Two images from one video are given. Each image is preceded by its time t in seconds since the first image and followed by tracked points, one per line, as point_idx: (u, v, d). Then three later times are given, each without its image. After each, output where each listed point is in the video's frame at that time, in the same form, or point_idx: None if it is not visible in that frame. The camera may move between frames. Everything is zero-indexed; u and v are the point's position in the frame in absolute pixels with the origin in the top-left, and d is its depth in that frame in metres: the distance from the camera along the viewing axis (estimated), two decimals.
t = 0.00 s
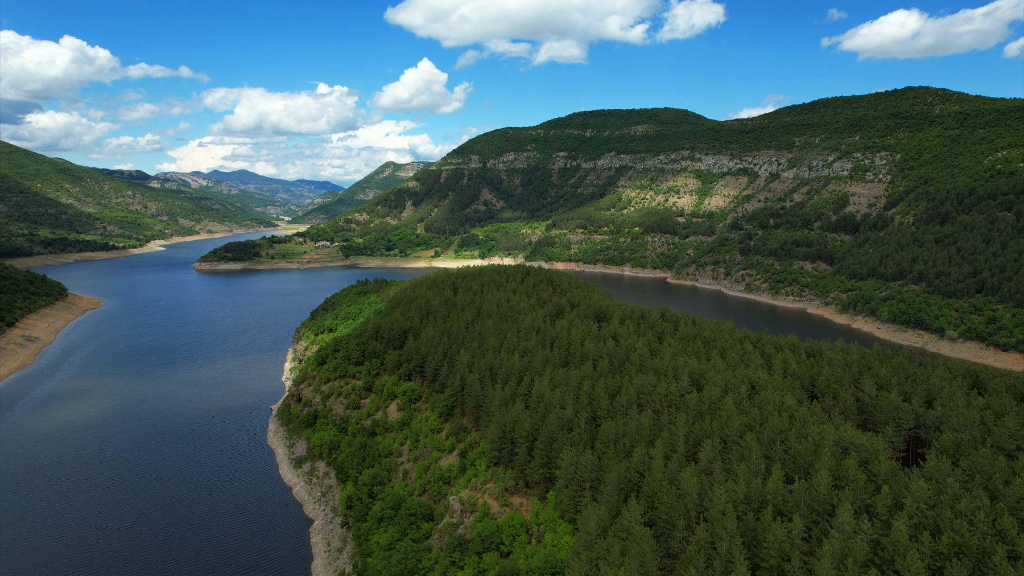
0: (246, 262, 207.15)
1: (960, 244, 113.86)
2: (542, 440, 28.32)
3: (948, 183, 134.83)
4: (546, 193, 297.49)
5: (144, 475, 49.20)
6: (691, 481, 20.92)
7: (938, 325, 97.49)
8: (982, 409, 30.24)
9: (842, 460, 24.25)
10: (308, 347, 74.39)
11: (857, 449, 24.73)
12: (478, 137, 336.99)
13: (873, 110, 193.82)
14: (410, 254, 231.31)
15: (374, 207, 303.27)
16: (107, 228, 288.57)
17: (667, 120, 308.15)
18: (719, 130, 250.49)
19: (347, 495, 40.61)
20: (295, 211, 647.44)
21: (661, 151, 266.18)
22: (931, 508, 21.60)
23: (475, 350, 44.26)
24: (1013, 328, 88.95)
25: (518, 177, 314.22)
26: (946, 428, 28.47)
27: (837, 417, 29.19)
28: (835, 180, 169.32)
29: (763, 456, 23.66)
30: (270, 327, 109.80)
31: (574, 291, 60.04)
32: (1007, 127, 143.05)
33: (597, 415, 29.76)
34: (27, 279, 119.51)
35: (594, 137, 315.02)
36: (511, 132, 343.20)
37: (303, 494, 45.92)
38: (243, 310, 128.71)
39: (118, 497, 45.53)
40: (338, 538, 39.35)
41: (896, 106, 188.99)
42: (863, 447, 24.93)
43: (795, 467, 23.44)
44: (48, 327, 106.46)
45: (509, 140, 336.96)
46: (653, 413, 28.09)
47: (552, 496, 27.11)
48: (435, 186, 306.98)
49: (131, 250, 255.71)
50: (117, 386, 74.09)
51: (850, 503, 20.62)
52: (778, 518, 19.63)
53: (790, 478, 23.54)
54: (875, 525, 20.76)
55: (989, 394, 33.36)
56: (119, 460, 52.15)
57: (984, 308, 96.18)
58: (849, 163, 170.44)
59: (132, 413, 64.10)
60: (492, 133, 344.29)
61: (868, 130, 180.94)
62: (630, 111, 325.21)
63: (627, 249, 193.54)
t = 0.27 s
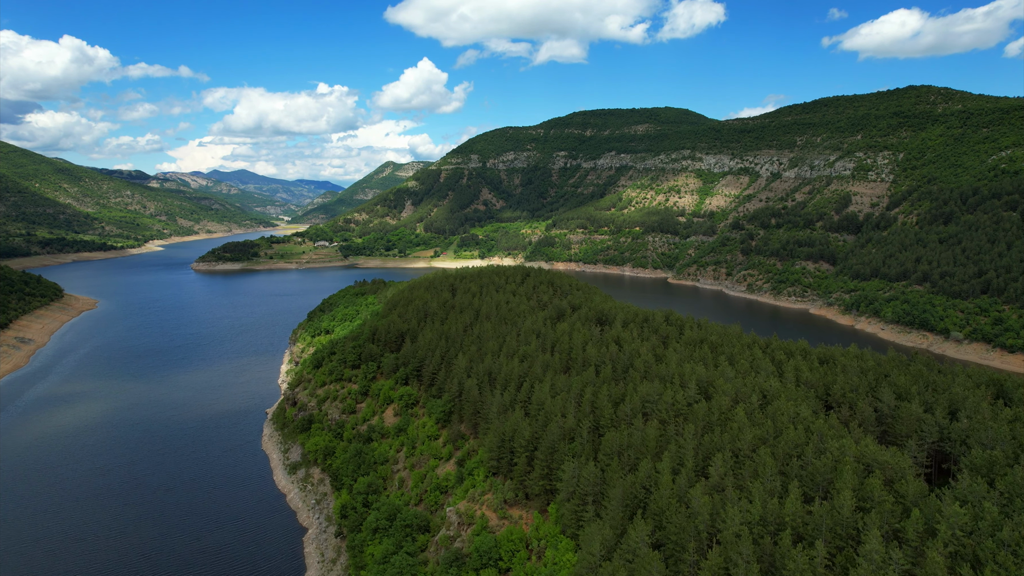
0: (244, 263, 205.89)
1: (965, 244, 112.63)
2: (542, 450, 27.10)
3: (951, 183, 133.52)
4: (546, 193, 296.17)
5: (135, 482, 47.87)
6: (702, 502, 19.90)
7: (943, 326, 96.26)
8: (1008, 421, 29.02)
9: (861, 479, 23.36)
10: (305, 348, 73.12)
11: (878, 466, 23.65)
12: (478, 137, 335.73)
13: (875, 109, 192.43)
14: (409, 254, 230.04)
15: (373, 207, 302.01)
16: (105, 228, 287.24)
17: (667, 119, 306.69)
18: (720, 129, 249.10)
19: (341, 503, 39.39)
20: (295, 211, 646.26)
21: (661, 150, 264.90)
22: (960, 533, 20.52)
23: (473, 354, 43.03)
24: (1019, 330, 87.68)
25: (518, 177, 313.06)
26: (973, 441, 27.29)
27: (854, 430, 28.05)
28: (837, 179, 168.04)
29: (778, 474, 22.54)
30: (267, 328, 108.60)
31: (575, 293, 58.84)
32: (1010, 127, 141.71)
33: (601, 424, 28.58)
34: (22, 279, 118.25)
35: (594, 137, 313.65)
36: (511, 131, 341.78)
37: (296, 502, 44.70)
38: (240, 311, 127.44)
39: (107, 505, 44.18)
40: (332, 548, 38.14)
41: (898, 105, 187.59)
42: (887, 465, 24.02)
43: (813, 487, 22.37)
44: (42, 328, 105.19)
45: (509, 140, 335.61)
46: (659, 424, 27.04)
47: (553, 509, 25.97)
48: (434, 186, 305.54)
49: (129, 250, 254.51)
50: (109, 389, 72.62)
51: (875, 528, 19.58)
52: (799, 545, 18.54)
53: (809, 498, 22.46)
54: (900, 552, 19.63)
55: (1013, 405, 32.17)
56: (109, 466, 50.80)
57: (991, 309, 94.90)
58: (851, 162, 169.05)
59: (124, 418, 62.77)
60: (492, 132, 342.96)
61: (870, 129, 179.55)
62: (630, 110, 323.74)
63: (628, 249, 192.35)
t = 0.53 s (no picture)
0: (243, 263, 204.72)
1: (970, 244, 111.39)
2: (543, 461, 25.96)
3: (955, 182, 132.23)
4: (546, 193, 295.04)
5: (125, 489, 46.72)
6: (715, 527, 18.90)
7: (949, 327, 94.97)
8: None
9: (887, 500, 22.18)
10: (301, 351, 71.92)
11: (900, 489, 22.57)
12: (477, 136, 334.52)
13: (877, 109, 191.20)
14: (409, 254, 228.91)
15: (373, 207, 300.82)
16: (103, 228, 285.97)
17: (668, 119, 305.52)
18: (720, 129, 247.81)
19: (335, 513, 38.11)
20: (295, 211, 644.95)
21: (661, 150, 263.82)
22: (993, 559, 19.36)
23: (471, 358, 41.89)
24: None
25: (518, 177, 312.14)
26: (1002, 456, 26.14)
27: (873, 443, 26.95)
28: (839, 179, 166.86)
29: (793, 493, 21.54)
30: (264, 330, 107.39)
31: (577, 295, 57.74)
32: (1014, 125, 140.47)
33: (604, 435, 27.40)
34: (17, 280, 117.08)
35: (594, 136, 312.47)
36: (511, 131, 340.57)
37: (291, 509, 43.50)
38: (238, 312, 126.23)
39: (96, 513, 43.07)
40: (326, 560, 36.98)
41: (900, 104, 186.40)
42: (913, 484, 22.85)
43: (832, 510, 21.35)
44: (36, 330, 103.97)
45: (509, 139, 334.42)
46: (666, 436, 25.94)
47: (554, 524, 24.87)
48: (434, 186, 304.26)
49: (127, 250, 253.35)
50: (103, 393, 71.49)
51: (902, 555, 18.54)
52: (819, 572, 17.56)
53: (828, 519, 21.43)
54: None
55: None
56: (99, 473, 49.65)
57: (996, 310, 93.66)
58: (853, 161, 167.78)
59: (116, 423, 61.62)
60: (492, 132, 341.70)
61: (872, 128, 178.27)
62: (630, 110, 322.53)
63: (628, 249, 191.24)
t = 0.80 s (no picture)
0: (241, 263, 203.39)
1: (975, 245, 110.07)
2: (543, 473, 24.79)
3: (959, 182, 130.87)
4: (546, 193, 293.75)
5: (114, 497, 45.48)
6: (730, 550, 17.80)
7: (954, 328, 93.70)
8: None
9: (916, 524, 21.07)
10: (297, 353, 70.68)
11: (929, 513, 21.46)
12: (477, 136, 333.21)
13: (879, 108, 189.82)
14: (408, 254, 227.71)
15: (372, 207, 299.49)
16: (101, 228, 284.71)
17: (668, 119, 303.99)
18: (721, 128, 246.44)
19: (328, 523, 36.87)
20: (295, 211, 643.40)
21: (662, 149, 262.48)
22: None
23: (470, 363, 40.67)
24: None
25: (518, 176, 311.06)
26: None
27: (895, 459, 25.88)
28: (841, 178, 165.57)
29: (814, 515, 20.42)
30: (260, 332, 106.11)
31: (578, 297, 56.60)
32: (1018, 124, 139.08)
33: (608, 446, 26.22)
34: (11, 281, 115.99)
35: (595, 136, 311.05)
36: (511, 131, 339.21)
37: (284, 517, 42.27)
38: (235, 313, 125.03)
39: (83, 522, 41.82)
40: (318, 572, 35.75)
41: (903, 103, 184.99)
42: (946, 508, 21.76)
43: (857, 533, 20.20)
44: (30, 331, 102.74)
45: (509, 139, 332.99)
46: (674, 448, 24.84)
47: (555, 540, 23.78)
48: (433, 186, 302.86)
49: (125, 250, 252.18)
50: (96, 396, 70.36)
51: None
52: None
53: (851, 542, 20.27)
54: None
55: None
56: (89, 479, 48.49)
57: (1002, 311, 92.34)
58: (855, 161, 166.36)
59: (107, 427, 60.44)
60: (492, 131, 340.33)
61: (875, 127, 176.85)
62: (631, 109, 321.06)
63: (629, 249, 189.93)
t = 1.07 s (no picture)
0: (239, 264, 202.14)
1: (979, 245, 108.77)
2: (544, 487, 23.71)
3: (963, 182, 129.59)
4: (546, 193, 292.29)
5: (101, 506, 44.18)
6: None
7: (959, 330, 92.51)
8: None
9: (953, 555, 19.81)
10: (293, 356, 69.44)
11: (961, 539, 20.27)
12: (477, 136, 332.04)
13: (881, 107, 188.54)
14: (407, 255, 226.57)
15: (371, 207, 298.30)
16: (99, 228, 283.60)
17: (669, 118, 302.64)
18: (722, 128, 245.15)
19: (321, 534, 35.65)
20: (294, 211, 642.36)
21: (662, 149, 261.25)
22: None
23: (469, 368, 39.53)
24: None
25: (518, 176, 310.13)
26: None
27: (921, 477, 24.69)
28: (843, 178, 164.34)
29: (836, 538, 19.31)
30: (258, 333, 104.95)
31: (580, 300, 55.39)
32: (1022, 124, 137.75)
33: (612, 460, 25.14)
34: (6, 282, 114.94)
35: (595, 136, 309.76)
36: (511, 131, 337.95)
37: (277, 526, 41.07)
38: (233, 314, 123.73)
39: (69, 532, 40.54)
40: None
41: (905, 102, 183.62)
42: (986, 538, 20.54)
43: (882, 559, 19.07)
44: (25, 333, 101.58)
45: (508, 139, 331.72)
46: (683, 463, 23.81)
47: (556, 557, 22.77)
48: (433, 186, 301.54)
49: (124, 251, 251.12)
50: (88, 401, 69.11)
51: None
52: None
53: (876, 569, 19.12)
54: None
55: None
56: (77, 488, 47.15)
57: (1008, 313, 91.02)
58: (858, 160, 165.00)
59: (99, 433, 59.19)
60: (492, 132, 339.03)
61: (877, 127, 175.52)
62: (631, 109, 319.64)
63: (629, 249, 188.76)
